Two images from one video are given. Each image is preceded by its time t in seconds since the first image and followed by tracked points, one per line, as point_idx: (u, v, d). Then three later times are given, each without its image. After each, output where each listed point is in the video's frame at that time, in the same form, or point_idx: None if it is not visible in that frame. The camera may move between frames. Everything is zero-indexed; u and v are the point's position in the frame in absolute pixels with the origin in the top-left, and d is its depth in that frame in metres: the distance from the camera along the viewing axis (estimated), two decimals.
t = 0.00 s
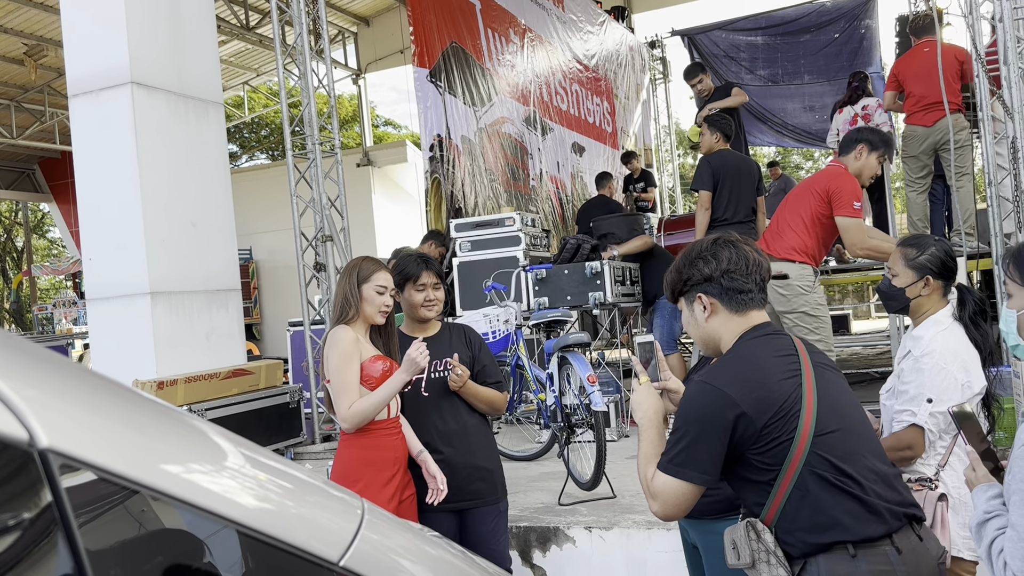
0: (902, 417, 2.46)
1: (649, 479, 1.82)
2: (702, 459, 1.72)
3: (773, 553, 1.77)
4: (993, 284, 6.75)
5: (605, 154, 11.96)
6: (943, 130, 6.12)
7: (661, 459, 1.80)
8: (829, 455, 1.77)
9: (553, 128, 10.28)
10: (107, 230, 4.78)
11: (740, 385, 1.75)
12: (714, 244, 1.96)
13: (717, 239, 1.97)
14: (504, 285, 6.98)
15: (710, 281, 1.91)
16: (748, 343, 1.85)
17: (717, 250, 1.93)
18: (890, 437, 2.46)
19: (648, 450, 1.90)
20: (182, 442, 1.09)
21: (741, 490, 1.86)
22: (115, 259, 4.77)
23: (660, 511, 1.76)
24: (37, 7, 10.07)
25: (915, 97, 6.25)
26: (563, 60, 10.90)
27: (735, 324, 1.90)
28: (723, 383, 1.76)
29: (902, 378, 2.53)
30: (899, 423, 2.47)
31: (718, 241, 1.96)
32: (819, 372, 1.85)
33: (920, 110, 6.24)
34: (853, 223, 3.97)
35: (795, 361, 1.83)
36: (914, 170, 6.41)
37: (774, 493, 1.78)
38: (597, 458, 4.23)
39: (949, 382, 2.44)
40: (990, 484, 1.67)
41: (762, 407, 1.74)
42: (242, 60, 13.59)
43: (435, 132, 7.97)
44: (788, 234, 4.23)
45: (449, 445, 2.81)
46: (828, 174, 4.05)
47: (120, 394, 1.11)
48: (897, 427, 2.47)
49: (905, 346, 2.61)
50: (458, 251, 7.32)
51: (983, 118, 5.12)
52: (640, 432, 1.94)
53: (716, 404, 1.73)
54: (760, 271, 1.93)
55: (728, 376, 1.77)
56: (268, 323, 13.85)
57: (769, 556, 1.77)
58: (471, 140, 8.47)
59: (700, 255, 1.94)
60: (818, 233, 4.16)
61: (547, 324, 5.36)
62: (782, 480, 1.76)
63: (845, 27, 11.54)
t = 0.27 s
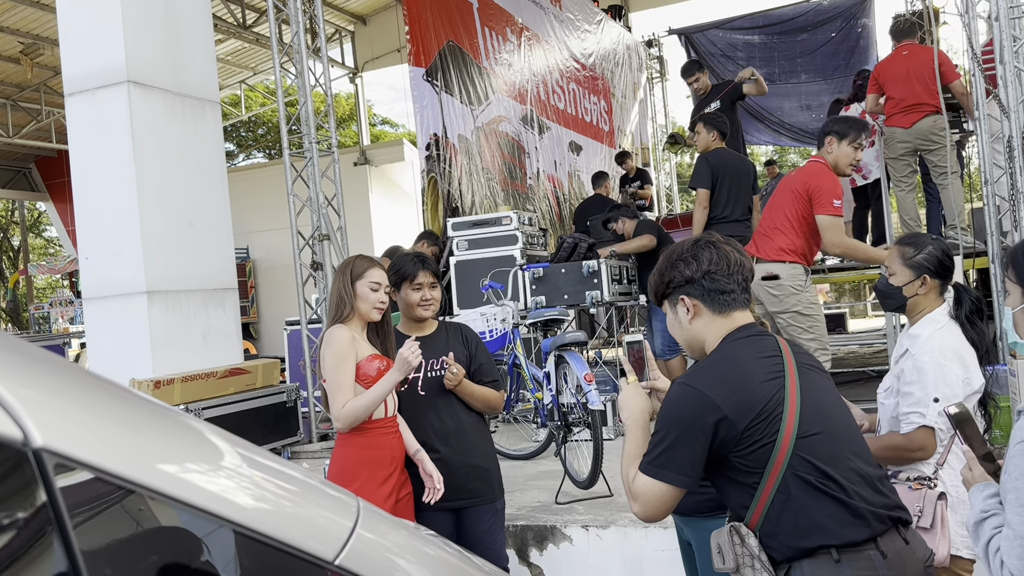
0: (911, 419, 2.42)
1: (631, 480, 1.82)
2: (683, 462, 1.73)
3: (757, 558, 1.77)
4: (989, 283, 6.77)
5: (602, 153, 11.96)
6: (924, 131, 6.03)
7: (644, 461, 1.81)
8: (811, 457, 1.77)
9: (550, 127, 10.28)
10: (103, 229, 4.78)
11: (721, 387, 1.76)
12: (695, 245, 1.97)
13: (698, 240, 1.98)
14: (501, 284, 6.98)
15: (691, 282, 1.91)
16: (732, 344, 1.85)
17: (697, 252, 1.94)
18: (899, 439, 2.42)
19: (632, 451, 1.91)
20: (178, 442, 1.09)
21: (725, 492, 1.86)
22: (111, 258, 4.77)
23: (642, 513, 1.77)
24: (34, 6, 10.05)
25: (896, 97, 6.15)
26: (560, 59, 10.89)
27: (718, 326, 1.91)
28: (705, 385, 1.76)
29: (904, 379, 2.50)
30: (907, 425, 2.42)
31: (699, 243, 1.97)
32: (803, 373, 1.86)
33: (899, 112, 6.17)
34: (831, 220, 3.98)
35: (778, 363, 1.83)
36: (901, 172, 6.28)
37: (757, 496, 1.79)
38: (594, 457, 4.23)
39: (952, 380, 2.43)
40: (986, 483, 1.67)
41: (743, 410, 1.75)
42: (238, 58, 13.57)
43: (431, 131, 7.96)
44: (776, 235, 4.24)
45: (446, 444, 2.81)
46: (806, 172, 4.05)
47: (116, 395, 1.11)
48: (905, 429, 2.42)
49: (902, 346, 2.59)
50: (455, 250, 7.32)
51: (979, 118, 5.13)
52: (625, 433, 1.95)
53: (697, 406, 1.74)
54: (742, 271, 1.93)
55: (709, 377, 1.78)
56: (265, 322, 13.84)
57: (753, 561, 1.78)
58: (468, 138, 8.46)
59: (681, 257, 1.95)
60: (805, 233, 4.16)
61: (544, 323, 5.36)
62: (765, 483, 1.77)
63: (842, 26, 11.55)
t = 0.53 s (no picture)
0: (912, 416, 2.40)
1: (627, 481, 1.82)
2: (677, 462, 1.73)
3: (751, 555, 1.77)
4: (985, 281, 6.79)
5: (599, 151, 11.96)
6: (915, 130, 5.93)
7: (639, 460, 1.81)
8: (805, 456, 1.77)
9: (546, 125, 10.28)
10: (99, 228, 4.77)
11: (715, 386, 1.76)
12: (687, 244, 1.97)
13: (691, 239, 1.99)
14: (497, 282, 6.98)
15: (684, 282, 1.91)
16: (726, 343, 1.86)
17: (689, 251, 1.94)
18: (901, 436, 2.40)
19: (628, 451, 1.91)
20: (175, 440, 1.09)
21: (720, 491, 1.86)
22: (107, 256, 4.77)
23: (638, 514, 1.77)
24: (29, 4, 10.03)
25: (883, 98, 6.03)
26: (557, 57, 10.89)
27: (711, 324, 1.91)
28: (700, 384, 1.77)
29: (902, 377, 2.49)
30: (909, 422, 2.40)
31: (691, 241, 1.97)
32: (797, 371, 1.86)
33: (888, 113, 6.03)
34: (782, 213, 4.01)
35: (772, 362, 1.84)
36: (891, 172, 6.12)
37: (751, 495, 1.79)
38: (591, 455, 4.24)
39: (950, 376, 2.44)
40: (983, 479, 1.67)
41: (738, 408, 1.75)
42: (234, 57, 13.55)
43: (427, 129, 7.95)
44: (748, 238, 4.26)
45: (442, 442, 2.81)
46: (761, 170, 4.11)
47: (114, 392, 1.11)
48: (907, 426, 2.40)
49: (899, 342, 2.60)
50: (452, 248, 7.31)
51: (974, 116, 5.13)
52: (621, 433, 1.95)
53: (691, 405, 1.74)
54: (735, 270, 1.93)
55: (703, 375, 1.78)
56: (261, 321, 13.82)
57: (747, 559, 1.78)
58: (464, 137, 8.46)
59: (673, 256, 1.95)
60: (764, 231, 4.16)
61: (541, 321, 5.36)
62: (759, 482, 1.77)
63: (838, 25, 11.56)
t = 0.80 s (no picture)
0: (906, 413, 2.42)
1: (627, 480, 1.82)
2: (676, 460, 1.73)
3: (749, 552, 1.78)
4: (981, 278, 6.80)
5: (596, 150, 11.97)
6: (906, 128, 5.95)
7: (638, 460, 1.81)
8: (803, 453, 1.77)
9: (543, 124, 10.27)
10: (95, 225, 4.76)
11: (714, 384, 1.76)
12: (684, 244, 1.97)
13: (688, 239, 1.99)
14: (494, 280, 6.98)
15: (682, 281, 1.92)
16: (726, 340, 1.86)
17: (687, 251, 1.94)
18: (894, 432, 2.43)
19: (628, 450, 1.91)
20: (174, 435, 1.09)
21: (718, 489, 1.87)
22: (103, 255, 4.76)
23: (638, 513, 1.76)
24: (26, 2, 10.01)
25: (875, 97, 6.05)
26: (554, 56, 10.89)
27: (710, 323, 1.91)
28: (698, 382, 1.77)
29: (899, 373, 2.50)
30: (903, 419, 2.42)
31: (688, 241, 1.98)
32: (795, 369, 1.86)
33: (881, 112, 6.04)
34: (741, 211, 3.97)
35: (770, 359, 1.84)
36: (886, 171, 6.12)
37: (750, 493, 1.79)
38: (588, 452, 4.24)
39: (947, 372, 2.43)
40: (979, 475, 1.67)
41: (736, 406, 1.75)
42: (231, 55, 13.54)
43: (423, 127, 7.95)
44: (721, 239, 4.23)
45: (439, 440, 2.81)
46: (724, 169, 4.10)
47: (112, 387, 1.11)
48: (901, 422, 2.42)
49: (896, 338, 2.61)
50: (449, 246, 7.30)
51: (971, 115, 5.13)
52: (621, 432, 1.95)
53: (689, 403, 1.74)
54: (732, 269, 1.94)
55: (702, 374, 1.78)
56: (258, 320, 13.82)
57: (745, 556, 1.78)
58: (461, 135, 8.45)
59: (671, 256, 1.95)
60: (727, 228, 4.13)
61: (538, 319, 5.36)
62: (757, 479, 1.77)
63: (835, 23, 11.57)
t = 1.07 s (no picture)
0: (900, 410, 2.42)
1: (627, 478, 1.81)
2: (675, 457, 1.73)
3: (748, 548, 1.78)
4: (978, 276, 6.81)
5: (593, 148, 11.98)
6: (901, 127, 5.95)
7: (638, 457, 1.81)
8: (802, 450, 1.77)
9: (540, 122, 10.27)
10: (91, 223, 4.75)
11: (713, 381, 1.76)
12: (683, 241, 1.97)
13: (687, 236, 1.99)
14: (491, 278, 6.98)
15: (681, 279, 1.91)
16: (726, 338, 1.86)
17: (686, 248, 1.94)
18: (887, 429, 2.42)
19: (628, 448, 1.91)
20: (171, 431, 1.09)
21: (717, 486, 1.87)
22: (99, 253, 4.75)
23: (638, 511, 1.76)
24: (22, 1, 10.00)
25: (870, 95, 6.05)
26: (551, 54, 10.89)
27: (709, 321, 1.91)
28: (697, 380, 1.77)
29: (896, 370, 2.50)
30: (897, 416, 2.43)
31: (687, 239, 1.98)
32: (795, 366, 1.86)
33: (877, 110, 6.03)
34: (737, 209, 3.93)
35: (769, 356, 1.84)
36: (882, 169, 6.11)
37: (749, 490, 1.79)
38: (585, 450, 4.24)
39: (942, 371, 2.43)
40: (974, 470, 1.67)
41: (735, 404, 1.75)
42: (228, 53, 13.52)
43: (420, 126, 7.94)
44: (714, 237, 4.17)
45: (436, 437, 2.81)
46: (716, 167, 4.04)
47: (109, 383, 1.10)
48: (895, 420, 2.43)
49: (894, 336, 2.61)
50: (446, 244, 7.30)
51: (967, 113, 5.13)
52: (622, 431, 1.94)
53: (688, 401, 1.74)
54: (731, 267, 1.94)
55: (701, 371, 1.78)
56: (255, 319, 13.81)
57: (744, 552, 1.78)
58: (458, 133, 8.44)
59: (670, 254, 1.95)
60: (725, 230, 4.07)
61: (535, 317, 5.36)
62: (756, 476, 1.77)
63: (832, 22, 11.57)
